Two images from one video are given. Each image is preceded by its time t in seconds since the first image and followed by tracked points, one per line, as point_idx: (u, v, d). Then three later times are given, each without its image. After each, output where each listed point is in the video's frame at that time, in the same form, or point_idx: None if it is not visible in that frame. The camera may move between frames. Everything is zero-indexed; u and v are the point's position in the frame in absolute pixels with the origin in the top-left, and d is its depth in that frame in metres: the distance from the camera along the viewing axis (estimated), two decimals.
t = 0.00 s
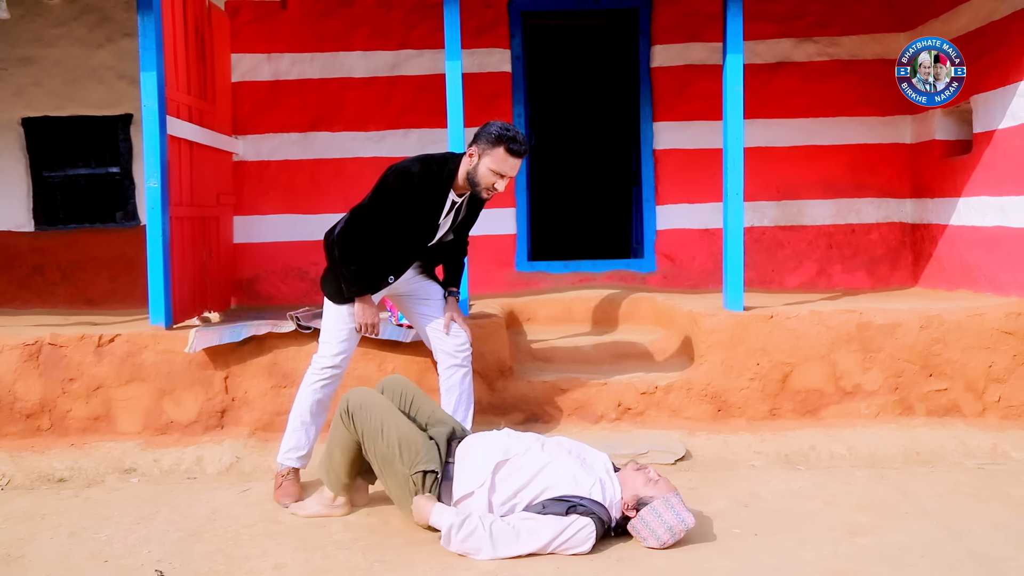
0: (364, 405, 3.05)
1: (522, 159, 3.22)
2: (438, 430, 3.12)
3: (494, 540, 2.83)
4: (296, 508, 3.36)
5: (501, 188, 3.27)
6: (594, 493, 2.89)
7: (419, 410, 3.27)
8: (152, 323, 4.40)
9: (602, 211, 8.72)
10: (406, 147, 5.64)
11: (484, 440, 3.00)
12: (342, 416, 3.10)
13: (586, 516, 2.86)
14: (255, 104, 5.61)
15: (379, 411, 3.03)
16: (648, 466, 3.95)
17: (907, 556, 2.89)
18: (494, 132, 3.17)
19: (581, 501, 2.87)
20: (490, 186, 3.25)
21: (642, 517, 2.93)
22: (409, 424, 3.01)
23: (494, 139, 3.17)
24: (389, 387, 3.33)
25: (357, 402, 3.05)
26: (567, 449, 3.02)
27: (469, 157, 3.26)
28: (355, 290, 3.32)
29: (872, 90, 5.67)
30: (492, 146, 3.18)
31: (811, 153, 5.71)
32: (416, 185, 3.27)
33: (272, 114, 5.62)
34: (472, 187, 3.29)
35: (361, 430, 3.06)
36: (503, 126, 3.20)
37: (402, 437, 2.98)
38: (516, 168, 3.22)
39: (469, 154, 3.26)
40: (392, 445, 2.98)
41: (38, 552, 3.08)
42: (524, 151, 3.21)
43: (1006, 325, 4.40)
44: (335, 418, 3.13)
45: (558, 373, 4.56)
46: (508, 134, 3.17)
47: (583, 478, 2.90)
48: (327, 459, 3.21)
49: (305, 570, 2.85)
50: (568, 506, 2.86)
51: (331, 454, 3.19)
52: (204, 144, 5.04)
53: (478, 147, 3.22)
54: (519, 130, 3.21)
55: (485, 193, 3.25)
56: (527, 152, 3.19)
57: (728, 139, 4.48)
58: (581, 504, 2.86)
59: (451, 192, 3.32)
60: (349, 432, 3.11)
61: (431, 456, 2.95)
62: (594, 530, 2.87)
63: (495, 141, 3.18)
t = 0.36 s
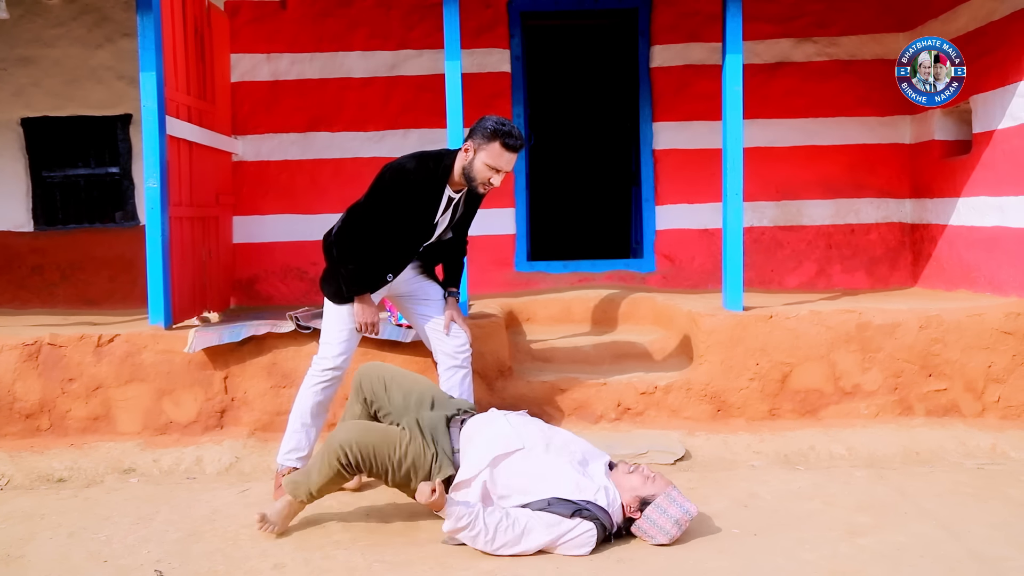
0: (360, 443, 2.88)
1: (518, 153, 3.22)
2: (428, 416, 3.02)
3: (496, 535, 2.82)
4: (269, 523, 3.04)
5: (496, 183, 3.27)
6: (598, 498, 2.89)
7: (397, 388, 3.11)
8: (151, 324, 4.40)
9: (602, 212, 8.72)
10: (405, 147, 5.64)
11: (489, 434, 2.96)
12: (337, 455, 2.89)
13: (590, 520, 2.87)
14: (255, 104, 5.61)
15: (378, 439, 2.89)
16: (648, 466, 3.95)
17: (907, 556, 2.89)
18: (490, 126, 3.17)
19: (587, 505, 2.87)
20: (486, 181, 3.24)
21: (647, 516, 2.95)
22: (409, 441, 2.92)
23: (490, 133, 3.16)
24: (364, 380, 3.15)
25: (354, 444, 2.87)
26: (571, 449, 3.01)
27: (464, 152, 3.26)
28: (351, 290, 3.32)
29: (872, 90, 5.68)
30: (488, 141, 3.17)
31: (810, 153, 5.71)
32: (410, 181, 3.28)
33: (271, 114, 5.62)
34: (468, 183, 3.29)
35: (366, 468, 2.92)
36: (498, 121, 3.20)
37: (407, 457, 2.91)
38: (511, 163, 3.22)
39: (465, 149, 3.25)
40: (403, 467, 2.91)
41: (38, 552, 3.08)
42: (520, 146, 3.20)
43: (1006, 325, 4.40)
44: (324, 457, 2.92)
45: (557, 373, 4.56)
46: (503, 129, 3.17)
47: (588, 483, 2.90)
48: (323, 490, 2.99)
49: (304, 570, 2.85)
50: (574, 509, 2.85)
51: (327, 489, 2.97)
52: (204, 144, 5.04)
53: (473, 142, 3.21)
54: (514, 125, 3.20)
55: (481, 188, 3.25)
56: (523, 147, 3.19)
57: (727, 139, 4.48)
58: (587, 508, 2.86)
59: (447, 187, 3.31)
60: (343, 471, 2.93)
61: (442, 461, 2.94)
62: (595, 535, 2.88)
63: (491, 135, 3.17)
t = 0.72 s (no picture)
0: (380, 416, 3.03)
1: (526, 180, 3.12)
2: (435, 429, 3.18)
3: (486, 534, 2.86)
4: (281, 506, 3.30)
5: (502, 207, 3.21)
6: (591, 490, 2.87)
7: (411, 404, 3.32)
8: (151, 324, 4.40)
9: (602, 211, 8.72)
10: (405, 147, 5.64)
11: (479, 439, 3.00)
12: (354, 420, 3.06)
13: (581, 512, 2.84)
14: (254, 104, 5.61)
15: (395, 419, 3.03)
16: (648, 466, 3.96)
17: (907, 556, 2.89)
18: (496, 153, 3.07)
19: (576, 498, 2.85)
20: (491, 206, 3.19)
21: (645, 516, 2.94)
22: (420, 432, 3.05)
23: (496, 160, 3.07)
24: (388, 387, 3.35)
25: (373, 411, 3.02)
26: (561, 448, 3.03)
27: (471, 175, 3.18)
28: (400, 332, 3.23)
29: (871, 90, 5.68)
30: (494, 168, 3.08)
31: (810, 153, 5.71)
32: (422, 202, 3.20)
33: (271, 114, 5.62)
34: (474, 205, 3.22)
35: (374, 438, 3.04)
36: (506, 145, 3.09)
37: (414, 445, 3.03)
38: (519, 189, 3.13)
39: (472, 172, 3.18)
40: (409, 454, 3.02)
41: (38, 552, 3.08)
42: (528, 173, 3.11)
43: (1005, 325, 4.40)
44: (342, 423, 3.09)
45: (557, 373, 4.55)
46: (510, 154, 3.07)
47: (577, 477, 2.88)
48: (330, 459, 3.13)
49: (304, 570, 2.85)
50: (563, 502, 2.84)
51: (333, 454, 3.12)
52: (204, 144, 5.04)
53: (480, 167, 3.13)
54: (523, 150, 3.10)
55: (486, 213, 3.20)
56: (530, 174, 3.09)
57: (726, 139, 4.48)
58: (576, 499, 2.84)
59: (455, 209, 3.24)
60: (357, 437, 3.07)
61: (444, 464, 3.03)
62: (590, 525, 2.84)
63: (497, 162, 3.08)
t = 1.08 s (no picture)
0: (374, 411, 2.96)
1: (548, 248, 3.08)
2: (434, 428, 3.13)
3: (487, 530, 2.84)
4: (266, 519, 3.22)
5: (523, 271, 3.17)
6: (588, 488, 2.89)
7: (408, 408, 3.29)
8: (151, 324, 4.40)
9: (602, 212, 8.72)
10: (405, 147, 5.64)
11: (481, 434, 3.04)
12: (347, 418, 2.99)
13: (578, 510, 2.85)
14: (254, 104, 5.61)
15: (389, 411, 2.97)
16: (648, 466, 3.96)
17: (907, 556, 2.89)
18: (520, 219, 3.04)
19: (573, 495, 2.87)
20: (512, 269, 3.15)
21: (645, 514, 2.95)
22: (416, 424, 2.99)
23: (518, 227, 3.03)
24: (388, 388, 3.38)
25: (367, 407, 2.96)
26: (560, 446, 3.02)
27: (493, 237, 3.16)
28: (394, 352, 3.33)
29: (871, 90, 5.68)
30: (516, 234, 3.05)
31: (809, 153, 5.71)
32: (443, 241, 3.30)
33: (271, 114, 5.62)
34: (495, 264, 3.20)
35: (369, 435, 2.98)
36: (530, 212, 3.06)
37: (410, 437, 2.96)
38: (539, 255, 3.09)
39: (494, 234, 3.15)
40: (405, 446, 2.95)
41: (38, 552, 3.08)
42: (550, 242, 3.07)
43: (1005, 324, 4.40)
44: (335, 420, 3.01)
45: (557, 373, 4.55)
46: (533, 223, 3.03)
47: (575, 474, 2.91)
48: (320, 463, 3.03)
49: (304, 570, 2.85)
50: (560, 500, 2.86)
51: (323, 457, 3.02)
52: (203, 144, 5.04)
53: (502, 230, 3.10)
54: (547, 218, 3.06)
55: (506, 275, 3.16)
56: (552, 243, 3.05)
57: (726, 139, 4.48)
58: (572, 497, 2.86)
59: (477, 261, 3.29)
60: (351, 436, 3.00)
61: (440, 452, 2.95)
62: (587, 523, 2.85)
63: (519, 228, 3.04)
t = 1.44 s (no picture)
0: (352, 396, 3.02)
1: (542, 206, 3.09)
2: (433, 408, 3.13)
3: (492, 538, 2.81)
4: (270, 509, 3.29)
5: (518, 233, 3.16)
6: (596, 490, 2.90)
7: (404, 394, 3.30)
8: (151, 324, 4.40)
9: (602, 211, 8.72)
10: (405, 147, 5.64)
11: (491, 419, 3.00)
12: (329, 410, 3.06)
13: (586, 511, 2.87)
14: (254, 104, 5.61)
15: (369, 397, 3.01)
16: (648, 466, 3.96)
17: (907, 556, 2.89)
18: (512, 177, 3.05)
19: (583, 496, 2.87)
20: (508, 232, 3.14)
21: (644, 512, 2.95)
22: (396, 404, 3.03)
23: (512, 186, 3.04)
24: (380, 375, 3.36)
25: (345, 393, 3.02)
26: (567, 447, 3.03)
27: (487, 202, 3.15)
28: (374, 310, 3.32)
29: (872, 90, 5.67)
30: (510, 194, 3.06)
31: (810, 152, 5.71)
32: (435, 219, 3.31)
33: (271, 114, 5.62)
34: (490, 229, 3.18)
35: (352, 422, 3.03)
36: (521, 171, 3.08)
37: (391, 417, 3.00)
38: (535, 215, 3.10)
39: (487, 199, 3.15)
40: (387, 426, 2.99)
41: (38, 552, 3.08)
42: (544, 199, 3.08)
43: (1005, 324, 4.40)
44: (320, 412, 3.09)
45: (557, 372, 4.55)
46: (526, 180, 3.04)
47: (583, 475, 2.90)
48: (310, 456, 3.11)
49: (304, 570, 2.85)
50: (570, 500, 2.86)
51: (312, 451, 3.10)
52: (204, 144, 5.04)
53: (495, 193, 3.10)
54: (539, 176, 3.08)
55: (503, 239, 3.15)
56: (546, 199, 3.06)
57: (727, 139, 4.48)
58: (583, 499, 2.87)
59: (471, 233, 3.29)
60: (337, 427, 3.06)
61: (423, 432, 2.97)
62: (593, 525, 2.87)
63: (512, 188, 3.05)
